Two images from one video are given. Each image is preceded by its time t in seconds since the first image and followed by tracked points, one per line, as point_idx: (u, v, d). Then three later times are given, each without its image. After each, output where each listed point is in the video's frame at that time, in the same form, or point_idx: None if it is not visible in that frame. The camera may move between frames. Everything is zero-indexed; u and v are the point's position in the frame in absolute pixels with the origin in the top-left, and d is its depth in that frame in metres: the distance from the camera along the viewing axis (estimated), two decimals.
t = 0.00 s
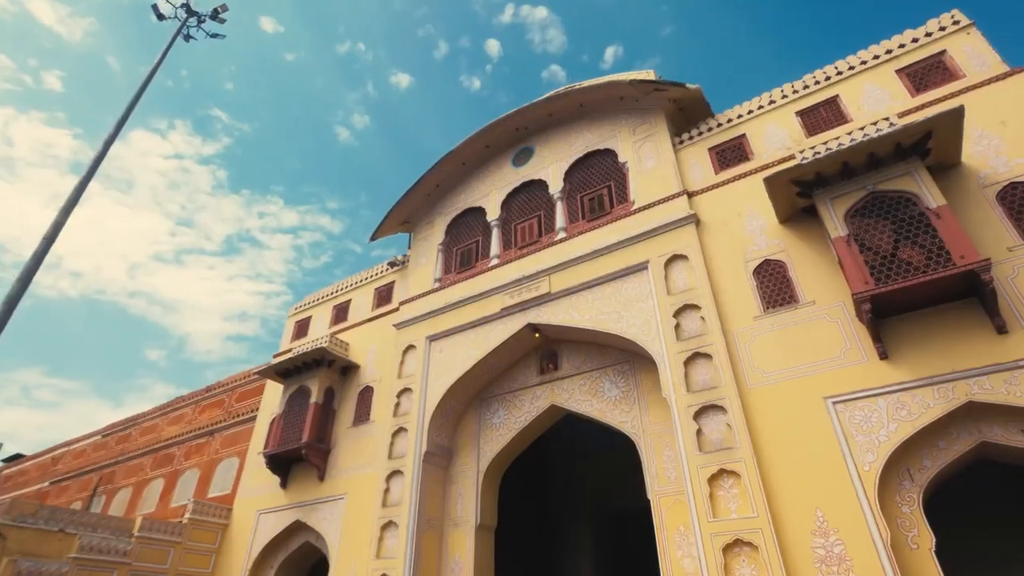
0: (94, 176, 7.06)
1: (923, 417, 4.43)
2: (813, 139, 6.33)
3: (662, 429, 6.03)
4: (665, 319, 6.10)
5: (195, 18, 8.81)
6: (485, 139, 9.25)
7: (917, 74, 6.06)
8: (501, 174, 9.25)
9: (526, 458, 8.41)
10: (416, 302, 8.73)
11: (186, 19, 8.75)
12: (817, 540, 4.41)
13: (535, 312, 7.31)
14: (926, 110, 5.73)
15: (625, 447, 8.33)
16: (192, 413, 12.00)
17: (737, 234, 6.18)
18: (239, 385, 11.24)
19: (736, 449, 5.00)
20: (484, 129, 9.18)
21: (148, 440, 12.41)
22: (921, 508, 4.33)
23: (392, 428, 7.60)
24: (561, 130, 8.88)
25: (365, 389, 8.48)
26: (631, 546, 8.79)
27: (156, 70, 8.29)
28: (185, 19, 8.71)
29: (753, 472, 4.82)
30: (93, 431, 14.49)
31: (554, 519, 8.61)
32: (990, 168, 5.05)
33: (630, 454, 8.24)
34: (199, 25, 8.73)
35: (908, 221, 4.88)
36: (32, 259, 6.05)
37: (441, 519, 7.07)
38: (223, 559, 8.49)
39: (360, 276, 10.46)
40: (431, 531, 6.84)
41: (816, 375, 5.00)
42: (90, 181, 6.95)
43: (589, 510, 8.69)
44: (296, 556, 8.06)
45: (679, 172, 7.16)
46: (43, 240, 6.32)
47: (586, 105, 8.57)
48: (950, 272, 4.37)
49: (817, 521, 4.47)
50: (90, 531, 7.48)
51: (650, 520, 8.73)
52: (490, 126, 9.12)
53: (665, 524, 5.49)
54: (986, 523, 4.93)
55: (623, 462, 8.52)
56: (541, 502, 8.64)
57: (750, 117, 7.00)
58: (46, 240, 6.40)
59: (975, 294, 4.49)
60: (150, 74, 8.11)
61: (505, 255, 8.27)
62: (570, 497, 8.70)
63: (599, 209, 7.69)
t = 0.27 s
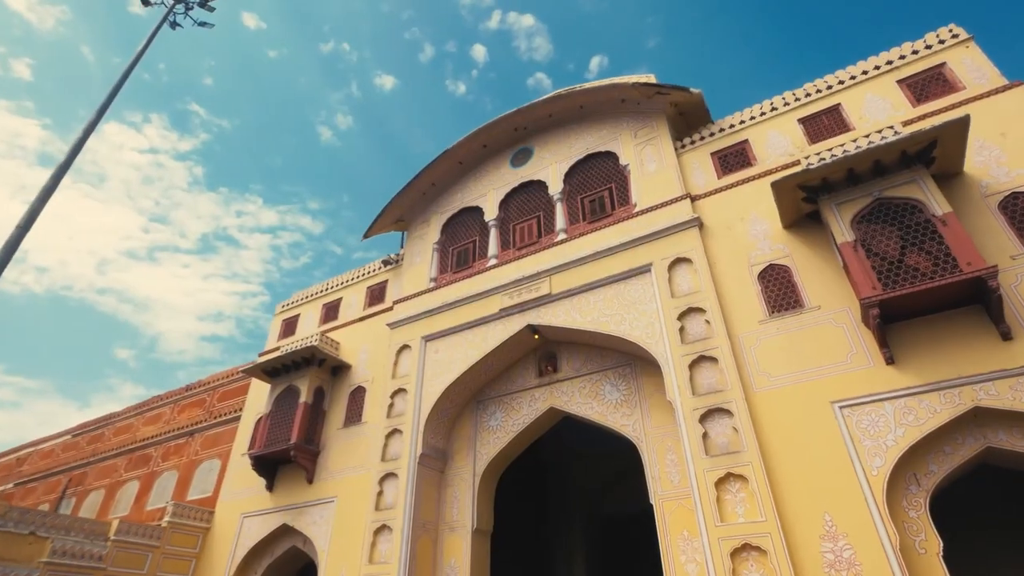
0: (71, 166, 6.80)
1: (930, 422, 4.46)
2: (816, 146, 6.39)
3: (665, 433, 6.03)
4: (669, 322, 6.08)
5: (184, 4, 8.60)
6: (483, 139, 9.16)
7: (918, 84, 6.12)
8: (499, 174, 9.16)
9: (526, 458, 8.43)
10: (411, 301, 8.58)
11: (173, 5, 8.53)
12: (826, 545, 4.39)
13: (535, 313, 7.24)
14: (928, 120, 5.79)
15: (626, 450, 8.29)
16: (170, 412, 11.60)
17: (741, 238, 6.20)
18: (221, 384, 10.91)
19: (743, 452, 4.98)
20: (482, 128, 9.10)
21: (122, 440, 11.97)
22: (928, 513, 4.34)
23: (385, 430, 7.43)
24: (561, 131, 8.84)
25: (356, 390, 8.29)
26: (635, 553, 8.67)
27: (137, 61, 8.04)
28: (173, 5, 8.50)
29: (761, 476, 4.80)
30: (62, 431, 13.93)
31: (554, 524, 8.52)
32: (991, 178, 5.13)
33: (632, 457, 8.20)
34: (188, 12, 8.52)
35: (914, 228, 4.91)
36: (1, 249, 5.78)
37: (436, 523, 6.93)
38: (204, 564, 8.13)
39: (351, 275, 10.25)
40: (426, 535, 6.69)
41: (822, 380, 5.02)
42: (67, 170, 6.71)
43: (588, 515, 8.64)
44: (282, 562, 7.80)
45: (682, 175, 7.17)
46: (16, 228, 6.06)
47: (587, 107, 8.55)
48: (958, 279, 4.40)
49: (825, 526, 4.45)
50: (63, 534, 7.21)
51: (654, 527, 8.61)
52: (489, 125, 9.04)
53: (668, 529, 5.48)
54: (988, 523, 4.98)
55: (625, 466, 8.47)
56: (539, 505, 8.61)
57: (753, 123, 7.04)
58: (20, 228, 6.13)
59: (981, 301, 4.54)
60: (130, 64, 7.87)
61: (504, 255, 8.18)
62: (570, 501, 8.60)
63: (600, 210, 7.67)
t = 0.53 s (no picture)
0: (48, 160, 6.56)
1: (937, 428, 4.50)
2: (818, 154, 6.45)
3: (667, 436, 6.03)
4: (673, 326, 6.04)
5: None
6: (481, 138, 9.07)
7: (919, 96, 6.22)
8: (497, 174, 9.08)
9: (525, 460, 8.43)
10: (406, 300, 8.43)
11: None
12: (835, 550, 4.38)
13: (535, 315, 7.16)
14: (929, 131, 5.88)
15: (630, 456, 8.20)
16: (149, 411, 11.22)
17: (745, 243, 6.22)
18: (204, 383, 10.59)
19: (750, 456, 4.96)
20: (481, 128, 9.01)
21: (97, 439, 11.54)
22: (935, 518, 4.36)
23: (379, 431, 7.26)
24: (561, 133, 8.81)
25: (349, 390, 8.10)
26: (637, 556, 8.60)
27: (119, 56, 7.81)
28: None
29: (768, 480, 4.78)
30: (31, 430, 13.38)
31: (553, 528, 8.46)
32: (993, 189, 5.21)
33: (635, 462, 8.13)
34: None
35: (921, 235, 4.96)
36: None
37: (431, 527, 6.78)
38: (185, 567, 7.83)
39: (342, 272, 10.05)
40: (420, 539, 6.55)
41: (829, 385, 5.03)
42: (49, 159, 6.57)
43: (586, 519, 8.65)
44: (267, 567, 7.55)
45: (685, 180, 7.19)
46: None
47: (588, 109, 8.53)
48: (966, 286, 4.45)
49: (834, 530, 4.44)
50: (38, 536, 6.90)
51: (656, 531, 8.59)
52: (488, 125, 8.96)
53: (671, 533, 5.49)
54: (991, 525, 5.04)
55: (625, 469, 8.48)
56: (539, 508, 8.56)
57: (755, 130, 7.08)
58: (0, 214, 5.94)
59: (986, 309, 4.60)
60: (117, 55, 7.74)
61: (503, 255, 8.10)
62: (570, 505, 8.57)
63: (602, 213, 7.64)
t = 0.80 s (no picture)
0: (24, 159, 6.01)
1: (943, 435, 4.53)
2: (821, 162, 6.49)
3: (668, 441, 5.98)
4: (677, 330, 6.00)
5: None
6: (481, 138, 8.94)
7: (920, 108, 6.31)
8: (497, 175, 8.95)
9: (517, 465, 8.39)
10: (401, 299, 8.26)
11: None
12: (842, 557, 4.38)
13: (535, 316, 7.06)
14: (931, 143, 5.96)
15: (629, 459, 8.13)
16: (128, 408, 10.85)
17: (749, 248, 6.22)
18: (187, 380, 10.28)
19: (756, 461, 4.94)
20: (481, 128, 8.89)
21: (72, 437, 11.11)
22: (940, 525, 4.38)
23: (373, 431, 7.09)
24: (561, 135, 8.74)
25: (341, 389, 7.92)
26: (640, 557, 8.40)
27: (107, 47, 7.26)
28: None
29: (774, 485, 4.77)
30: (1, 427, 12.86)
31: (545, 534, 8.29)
32: (995, 201, 5.30)
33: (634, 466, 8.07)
34: None
35: (927, 244, 5.01)
36: None
37: (425, 530, 6.64)
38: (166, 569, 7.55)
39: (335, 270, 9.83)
40: (414, 542, 6.40)
41: (834, 391, 5.04)
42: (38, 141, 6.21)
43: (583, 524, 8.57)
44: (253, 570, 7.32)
45: (688, 184, 7.18)
46: None
47: (590, 112, 8.47)
48: (972, 294, 4.50)
49: (841, 536, 4.44)
50: (14, 536, 6.70)
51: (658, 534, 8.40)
52: (488, 125, 8.84)
53: (673, 539, 5.43)
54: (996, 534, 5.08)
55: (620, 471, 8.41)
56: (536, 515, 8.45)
57: (758, 137, 7.12)
58: None
59: (990, 318, 4.66)
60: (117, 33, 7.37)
61: (501, 256, 7.99)
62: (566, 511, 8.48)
63: (604, 215, 7.59)
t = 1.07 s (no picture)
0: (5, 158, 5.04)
1: (947, 445, 4.51)
2: (823, 171, 6.44)
3: (667, 446, 5.87)
4: (678, 334, 5.90)
5: None
6: (478, 138, 8.70)
7: (922, 121, 6.34)
8: (493, 175, 8.70)
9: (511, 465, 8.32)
10: (394, 297, 8.04)
11: None
12: (846, 566, 4.33)
13: (532, 317, 6.91)
14: (933, 155, 5.98)
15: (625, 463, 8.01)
16: (107, 403, 10.52)
17: (751, 254, 6.15)
18: (171, 374, 10.02)
19: (759, 468, 4.88)
20: (478, 127, 8.63)
21: (48, 430, 10.74)
22: (944, 536, 4.35)
23: (365, 430, 6.95)
24: (559, 138, 8.53)
25: (331, 387, 7.73)
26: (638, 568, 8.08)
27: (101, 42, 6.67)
28: None
29: (778, 492, 4.71)
30: None
31: (537, 538, 8.14)
32: (998, 214, 5.33)
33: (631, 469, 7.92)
34: None
35: (932, 254, 5.02)
36: None
37: (415, 532, 6.49)
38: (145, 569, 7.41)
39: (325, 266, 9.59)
40: (405, 544, 6.26)
41: (836, 400, 5.01)
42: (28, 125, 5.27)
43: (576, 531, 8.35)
44: (236, 569, 7.24)
45: (689, 190, 7.05)
46: None
47: (589, 116, 8.29)
48: (979, 305, 4.51)
49: (845, 545, 4.39)
50: None
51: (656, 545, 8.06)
52: (486, 125, 8.58)
53: (670, 545, 5.33)
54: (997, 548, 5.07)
55: (617, 477, 8.27)
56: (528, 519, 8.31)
57: (760, 145, 7.05)
58: None
59: (995, 329, 4.67)
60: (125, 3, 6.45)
61: (497, 258, 7.77)
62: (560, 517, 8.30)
63: (603, 219, 7.40)
